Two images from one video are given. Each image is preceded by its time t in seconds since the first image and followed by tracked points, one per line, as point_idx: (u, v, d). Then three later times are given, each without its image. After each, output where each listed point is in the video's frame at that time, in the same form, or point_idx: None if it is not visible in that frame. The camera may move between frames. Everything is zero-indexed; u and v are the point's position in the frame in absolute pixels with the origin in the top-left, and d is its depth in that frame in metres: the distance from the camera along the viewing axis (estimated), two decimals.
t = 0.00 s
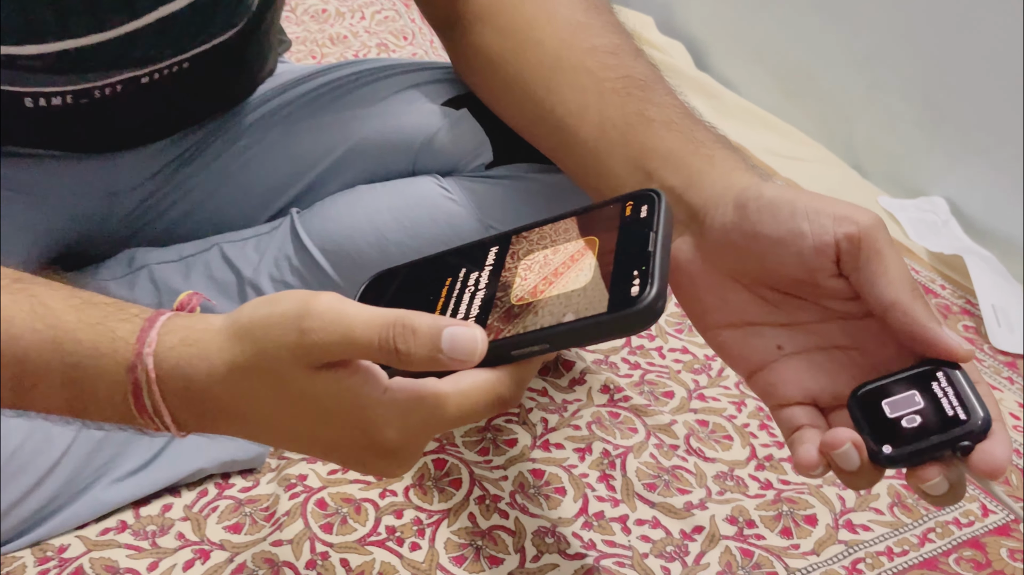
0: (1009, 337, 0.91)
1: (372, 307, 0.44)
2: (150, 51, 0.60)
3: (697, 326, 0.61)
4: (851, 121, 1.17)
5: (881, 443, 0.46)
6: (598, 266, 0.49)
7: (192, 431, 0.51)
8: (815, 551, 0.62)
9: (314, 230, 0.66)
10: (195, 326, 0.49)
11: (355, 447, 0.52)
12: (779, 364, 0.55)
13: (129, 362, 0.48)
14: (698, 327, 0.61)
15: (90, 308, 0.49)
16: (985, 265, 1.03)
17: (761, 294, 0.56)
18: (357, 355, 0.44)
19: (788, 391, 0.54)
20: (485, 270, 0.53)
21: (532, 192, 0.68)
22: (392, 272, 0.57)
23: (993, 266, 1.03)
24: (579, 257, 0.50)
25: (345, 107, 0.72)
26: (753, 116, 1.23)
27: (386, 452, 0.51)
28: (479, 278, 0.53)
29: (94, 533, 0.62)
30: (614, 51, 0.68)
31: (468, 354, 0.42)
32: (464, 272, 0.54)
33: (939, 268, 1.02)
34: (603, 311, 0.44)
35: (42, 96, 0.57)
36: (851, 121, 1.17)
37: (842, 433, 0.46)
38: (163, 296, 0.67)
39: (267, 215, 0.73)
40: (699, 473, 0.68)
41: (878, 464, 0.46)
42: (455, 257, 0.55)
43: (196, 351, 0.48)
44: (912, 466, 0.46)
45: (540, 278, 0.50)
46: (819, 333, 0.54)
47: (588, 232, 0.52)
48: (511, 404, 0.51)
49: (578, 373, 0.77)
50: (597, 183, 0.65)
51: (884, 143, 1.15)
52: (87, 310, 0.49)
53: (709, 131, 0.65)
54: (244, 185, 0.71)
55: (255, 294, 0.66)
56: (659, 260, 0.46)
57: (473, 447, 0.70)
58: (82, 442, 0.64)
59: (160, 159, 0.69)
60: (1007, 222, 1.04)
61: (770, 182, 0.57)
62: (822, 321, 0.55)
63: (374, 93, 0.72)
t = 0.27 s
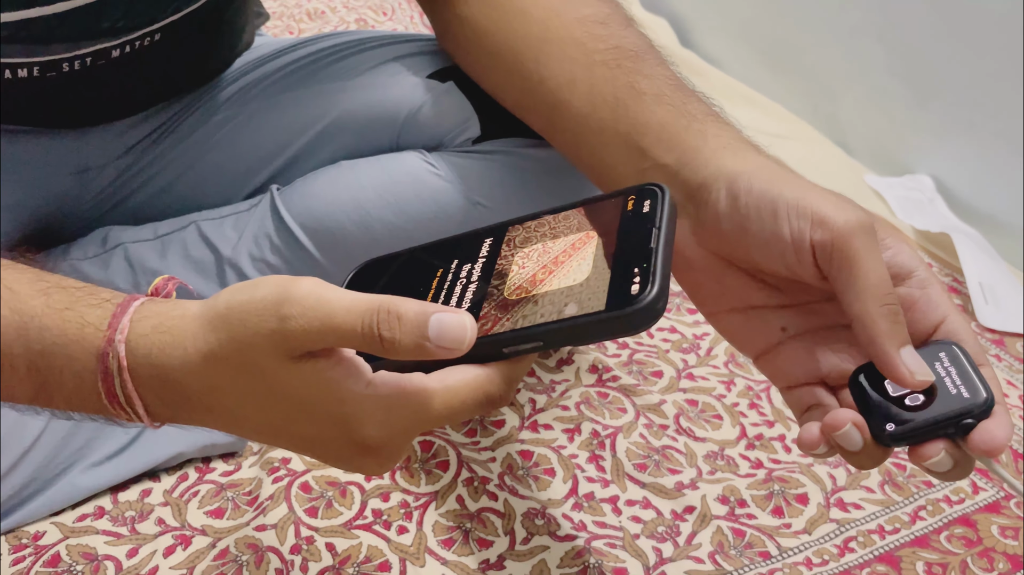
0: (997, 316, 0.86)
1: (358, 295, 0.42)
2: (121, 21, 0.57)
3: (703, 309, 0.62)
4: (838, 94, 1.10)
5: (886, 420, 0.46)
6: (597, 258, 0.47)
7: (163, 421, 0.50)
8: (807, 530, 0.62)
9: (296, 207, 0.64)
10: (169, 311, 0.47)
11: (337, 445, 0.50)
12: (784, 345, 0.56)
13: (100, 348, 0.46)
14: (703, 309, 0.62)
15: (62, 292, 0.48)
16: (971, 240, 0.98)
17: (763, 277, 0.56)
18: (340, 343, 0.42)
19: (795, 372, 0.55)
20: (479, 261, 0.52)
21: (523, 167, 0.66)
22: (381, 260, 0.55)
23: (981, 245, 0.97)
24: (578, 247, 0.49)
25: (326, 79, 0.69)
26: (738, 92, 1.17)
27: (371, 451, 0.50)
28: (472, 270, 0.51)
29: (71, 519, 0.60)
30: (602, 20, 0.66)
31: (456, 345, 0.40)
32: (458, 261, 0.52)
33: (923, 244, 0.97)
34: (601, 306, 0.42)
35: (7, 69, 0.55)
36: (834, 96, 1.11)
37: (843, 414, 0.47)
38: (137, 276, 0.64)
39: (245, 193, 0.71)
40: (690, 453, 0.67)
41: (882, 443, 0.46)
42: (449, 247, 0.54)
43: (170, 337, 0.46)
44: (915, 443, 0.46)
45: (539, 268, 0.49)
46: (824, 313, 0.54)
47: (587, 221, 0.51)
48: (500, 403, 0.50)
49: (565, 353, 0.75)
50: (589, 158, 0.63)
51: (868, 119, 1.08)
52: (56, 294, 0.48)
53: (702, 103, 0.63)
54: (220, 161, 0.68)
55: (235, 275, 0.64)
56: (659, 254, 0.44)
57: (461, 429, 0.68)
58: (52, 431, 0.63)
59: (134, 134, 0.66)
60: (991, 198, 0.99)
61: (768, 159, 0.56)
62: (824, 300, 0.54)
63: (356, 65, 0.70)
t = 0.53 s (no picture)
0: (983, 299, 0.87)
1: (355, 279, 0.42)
2: None
3: (695, 290, 0.61)
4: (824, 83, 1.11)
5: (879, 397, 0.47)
6: (594, 245, 0.47)
7: (156, 405, 0.49)
8: (794, 509, 0.62)
9: (286, 188, 0.64)
10: (161, 295, 0.47)
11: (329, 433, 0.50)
12: (779, 321, 0.55)
13: (91, 330, 0.46)
14: (695, 290, 0.61)
15: (52, 274, 0.48)
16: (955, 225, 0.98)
17: (759, 252, 0.56)
18: (335, 328, 0.42)
19: (789, 349, 0.54)
20: (474, 249, 0.51)
21: (516, 149, 0.66)
22: (375, 248, 0.55)
23: (963, 230, 0.98)
24: (574, 232, 0.50)
25: (315, 61, 0.69)
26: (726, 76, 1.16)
27: (362, 438, 0.50)
28: (467, 257, 0.51)
29: (61, 501, 0.60)
30: (594, 2, 0.66)
31: (452, 330, 0.40)
32: (453, 249, 0.52)
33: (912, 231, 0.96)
34: (600, 294, 0.42)
35: None
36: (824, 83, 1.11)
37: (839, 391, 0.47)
38: (126, 258, 0.64)
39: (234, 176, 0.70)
40: (678, 434, 0.68)
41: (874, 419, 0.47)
42: (444, 235, 0.53)
43: (163, 320, 0.46)
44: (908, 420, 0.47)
45: (535, 254, 0.49)
46: (819, 288, 0.54)
47: (583, 208, 0.51)
48: (492, 391, 0.50)
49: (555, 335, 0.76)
50: (580, 139, 0.63)
51: (857, 106, 1.08)
52: (45, 276, 0.48)
53: (694, 83, 0.63)
54: (208, 142, 0.68)
55: (225, 257, 0.64)
56: (655, 244, 0.44)
57: (452, 411, 0.69)
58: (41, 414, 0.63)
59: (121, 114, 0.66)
60: (976, 183, 1.00)
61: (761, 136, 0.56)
62: (820, 277, 0.54)
63: (346, 46, 0.69)
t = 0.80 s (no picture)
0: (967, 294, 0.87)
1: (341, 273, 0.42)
2: None
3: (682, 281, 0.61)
4: (810, 80, 1.11)
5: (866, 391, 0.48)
6: (580, 240, 0.47)
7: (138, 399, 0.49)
8: (778, 500, 0.63)
9: (272, 180, 0.64)
10: (143, 288, 0.47)
11: (312, 428, 0.50)
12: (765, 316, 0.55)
13: (72, 324, 0.45)
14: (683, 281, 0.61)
15: (31, 266, 0.47)
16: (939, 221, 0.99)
17: (745, 245, 0.56)
18: (319, 322, 0.42)
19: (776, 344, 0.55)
20: (461, 245, 0.51)
21: (504, 142, 0.66)
22: (361, 245, 0.55)
23: (945, 225, 0.99)
24: (561, 227, 0.49)
25: (301, 51, 0.68)
26: (714, 73, 1.15)
27: (347, 434, 0.50)
28: (453, 254, 0.51)
29: (44, 493, 0.60)
30: None
31: (436, 326, 0.40)
32: (439, 245, 0.52)
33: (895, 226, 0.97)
34: (585, 290, 0.42)
35: None
36: (811, 80, 1.11)
37: (829, 383, 0.48)
38: (111, 250, 0.63)
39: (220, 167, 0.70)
40: (664, 426, 0.68)
41: (863, 411, 0.48)
42: (431, 233, 0.53)
43: (144, 314, 0.45)
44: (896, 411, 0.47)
45: (522, 249, 0.49)
46: (804, 283, 0.54)
47: (571, 204, 0.51)
48: (477, 387, 0.51)
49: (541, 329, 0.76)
50: (569, 132, 0.63)
51: (843, 102, 1.09)
52: (25, 268, 0.47)
53: (681, 75, 0.63)
54: (194, 134, 0.67)
55: (209, 249, 0.63)
56: (641, 241, 0.44)
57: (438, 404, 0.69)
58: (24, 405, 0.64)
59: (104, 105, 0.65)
60: (962, 178, 1.01)
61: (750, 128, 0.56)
62: (807, 272, 0.54)
63: (332, 37, 0.69)
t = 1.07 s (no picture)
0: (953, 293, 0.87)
1: (315, 278, 0.41)
2: None
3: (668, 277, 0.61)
4: (796, 78, 1.11)
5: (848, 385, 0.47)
6: (565, 244, 0.47)
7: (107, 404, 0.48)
8: (764, 500, 0.63)
9: (254, 175, 0.63)
10: (112, 289, 0.45)
11: (284, 434, 0.49)
12: (752, 313, 0.55)
13: (39, 325, 0.44)
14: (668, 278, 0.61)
15: None
16: (926, 220, 0.99)
17: (733, 242, 0.55)
18: (293, 328, 0.41)
19: (762, 339, 0.55)
20: (444, 248, 0.51)
21: (489, 140, 0.65)
22: (344, 249, 0.54)
23: (930, 222, 0.99)
24: (545, 230, 0.49)
25: (285, 46, 0.67)
26: (703, 69, 1.14)
27: (318, 441, 0.49)
28: (436, 257, 0.50)
29: (20, 493, 0.58)
30: None
31: (413, 334, 0.39)
32: (422, 248, 0.51)
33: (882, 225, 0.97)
34: (568, 297, 0.41)
35: None
36: (798, 78, 1.10)
37: (808, 377, 0.47)
38: (89, 246, 0.62)
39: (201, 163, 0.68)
40: (650, 425, 0.67)
41: (844, 407, 0.47)
42: (414, 236, 0.53)
43: (114, 316, 0.44)
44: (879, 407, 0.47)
45: (506, 252, 0.48)
46: (791, 278, 0.54)
47: (554, 206, 0.50)
48: (458, 397, 0.49)
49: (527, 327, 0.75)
50: (556, 129, 0.62)
51: (831, 101, 1.09)
52: None
53: (667, 68, 0.63)
54: (175, 129, 0.66)
55: (190, 244, 0.62)
56: (625, 246, 0.43)
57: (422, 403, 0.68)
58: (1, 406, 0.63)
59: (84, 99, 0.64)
60: (949, 177, 1.01)
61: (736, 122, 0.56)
62: (794, 267, 0.54)
63: (316, 32, 0.68)
